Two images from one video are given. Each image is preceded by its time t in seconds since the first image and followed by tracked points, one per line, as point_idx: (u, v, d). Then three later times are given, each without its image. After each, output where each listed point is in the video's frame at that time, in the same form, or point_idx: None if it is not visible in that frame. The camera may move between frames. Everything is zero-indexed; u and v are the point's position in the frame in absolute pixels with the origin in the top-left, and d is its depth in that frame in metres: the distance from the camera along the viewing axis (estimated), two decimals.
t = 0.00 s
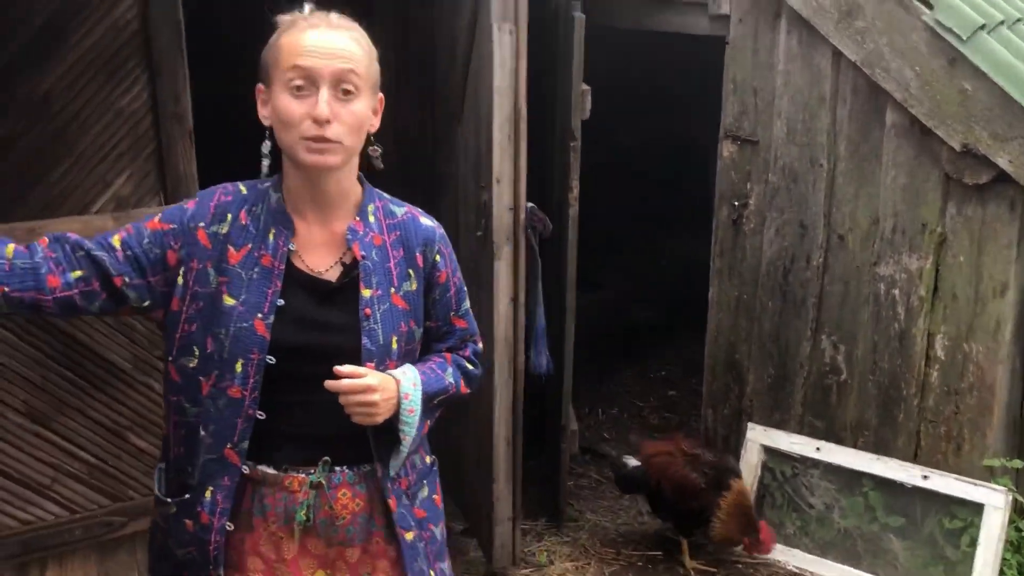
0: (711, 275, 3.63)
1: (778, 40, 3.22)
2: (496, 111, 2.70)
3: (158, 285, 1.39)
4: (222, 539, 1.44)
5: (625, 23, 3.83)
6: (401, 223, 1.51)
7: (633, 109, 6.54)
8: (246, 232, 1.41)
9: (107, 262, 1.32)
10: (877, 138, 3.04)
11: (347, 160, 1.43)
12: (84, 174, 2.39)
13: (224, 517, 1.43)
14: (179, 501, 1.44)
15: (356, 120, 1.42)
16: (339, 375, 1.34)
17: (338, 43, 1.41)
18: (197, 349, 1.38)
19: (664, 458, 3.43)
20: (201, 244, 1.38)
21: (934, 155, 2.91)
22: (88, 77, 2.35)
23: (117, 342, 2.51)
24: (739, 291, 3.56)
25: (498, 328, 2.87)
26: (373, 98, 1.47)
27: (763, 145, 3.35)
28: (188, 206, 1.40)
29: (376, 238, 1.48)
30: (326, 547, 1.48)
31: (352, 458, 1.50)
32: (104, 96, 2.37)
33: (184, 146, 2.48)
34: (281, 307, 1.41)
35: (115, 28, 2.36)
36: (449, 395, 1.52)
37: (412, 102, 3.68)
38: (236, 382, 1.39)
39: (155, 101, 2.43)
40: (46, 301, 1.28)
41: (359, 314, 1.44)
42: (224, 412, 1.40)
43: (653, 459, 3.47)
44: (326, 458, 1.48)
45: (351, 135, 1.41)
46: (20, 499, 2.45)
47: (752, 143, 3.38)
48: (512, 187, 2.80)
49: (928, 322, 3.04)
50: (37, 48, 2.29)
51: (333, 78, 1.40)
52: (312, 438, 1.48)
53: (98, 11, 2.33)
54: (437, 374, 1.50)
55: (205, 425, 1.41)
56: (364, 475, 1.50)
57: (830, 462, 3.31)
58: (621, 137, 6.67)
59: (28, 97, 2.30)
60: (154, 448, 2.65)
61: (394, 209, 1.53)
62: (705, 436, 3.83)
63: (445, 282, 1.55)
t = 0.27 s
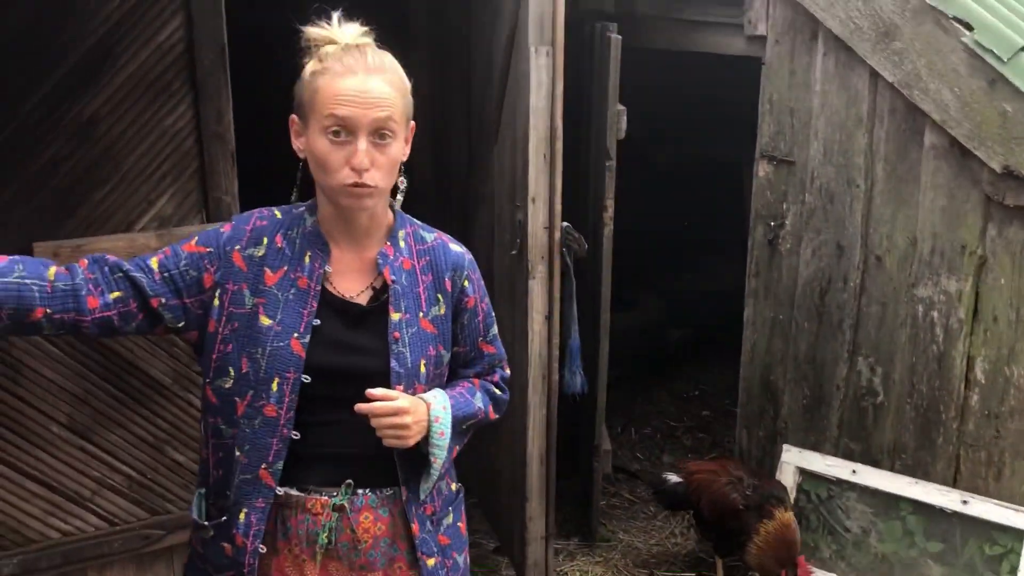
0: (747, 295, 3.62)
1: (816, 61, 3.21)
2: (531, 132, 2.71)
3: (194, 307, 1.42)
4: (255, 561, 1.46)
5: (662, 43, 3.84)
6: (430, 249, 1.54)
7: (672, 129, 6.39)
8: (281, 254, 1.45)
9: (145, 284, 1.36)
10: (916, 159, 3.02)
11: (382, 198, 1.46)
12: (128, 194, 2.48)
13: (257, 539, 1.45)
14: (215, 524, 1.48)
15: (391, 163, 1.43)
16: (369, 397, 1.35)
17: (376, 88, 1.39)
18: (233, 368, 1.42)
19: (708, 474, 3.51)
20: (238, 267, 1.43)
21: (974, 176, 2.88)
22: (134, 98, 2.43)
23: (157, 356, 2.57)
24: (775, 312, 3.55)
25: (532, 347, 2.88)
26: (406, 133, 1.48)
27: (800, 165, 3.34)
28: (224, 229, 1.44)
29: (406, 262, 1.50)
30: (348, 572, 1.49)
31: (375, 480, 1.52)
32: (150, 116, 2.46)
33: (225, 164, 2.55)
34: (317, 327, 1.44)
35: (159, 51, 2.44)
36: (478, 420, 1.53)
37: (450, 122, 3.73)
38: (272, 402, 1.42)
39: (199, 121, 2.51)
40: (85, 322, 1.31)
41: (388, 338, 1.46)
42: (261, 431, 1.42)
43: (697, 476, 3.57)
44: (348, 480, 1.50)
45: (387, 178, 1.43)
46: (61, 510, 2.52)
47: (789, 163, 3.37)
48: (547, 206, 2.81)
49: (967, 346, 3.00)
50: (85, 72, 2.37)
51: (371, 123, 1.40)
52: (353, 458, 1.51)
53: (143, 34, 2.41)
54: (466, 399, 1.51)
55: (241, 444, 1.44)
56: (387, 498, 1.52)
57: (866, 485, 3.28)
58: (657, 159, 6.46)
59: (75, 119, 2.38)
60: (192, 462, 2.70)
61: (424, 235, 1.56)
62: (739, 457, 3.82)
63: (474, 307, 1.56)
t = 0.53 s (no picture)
0: (766, 310, 3.61)
1: (837, 76, 3.20)
2: (552, 146, 2.73)
3: (218, 315, 1.45)
4: (286, 565, 1.46)
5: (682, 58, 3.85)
6: (453, 265, 1.55)
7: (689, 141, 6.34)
8: (306, 266, 1.47)
9: (172, 292, 1.39)
10: (938, 175, 3.01)
11: (384, 203, 1.44)
12: (152, 205, 2.52)
13: (288, 545, 1.45)
14: (244, 528, 1.49)
15: (391, 166, 1.41)
16: (386, 412, 1.34)
17: (378, 92, 1.39)
18: (258, 378, 1.44)
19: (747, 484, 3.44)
20: (264, 277, 1.45)
21: (996, 193, 2.87)
22: (160, 111, 2.48)
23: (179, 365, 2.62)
24: (795, 327, 3.53)
25: (551, 360, 2.89)
26: (417, 141, 1.45)
27: (820, 181, 3.34)
28: (251, 240, 1.48)
29: (429, 278, 1.51)
30: None
31: (393, 497, 1.51)
32: (175, 129, 2.50)
33: (248, 175, 2.58)
34: (340, 338, 1.45)
35: (185, 65, 2.48)
36: (498, 438, 1.54)
37: (470, 135, 3.76)
38: (297, 412, 1.43)
39: (223, 134, 2.55)
40: (112, 328, 1.34)
41: (407, 353, 1.46)
42: (285, 440, 1.43)
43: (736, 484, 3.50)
44: (365, 497, 1.50)
45: (386, 181, 1.41)
46: (81, 517, 2.54)
47: (809, 178, 3.37)
48: (567, 220, 2.82)
49: (989, 363, 2.99)
50: (112, 86, 2.42)
51: (368, 126, 1.39)
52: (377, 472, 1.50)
53: (169, 49, 2.45)
54: (487, 417, 1.52)
55: (266, 453, 1.46)
56: (404, 515, 1.51)
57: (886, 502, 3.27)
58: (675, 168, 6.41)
59: (102, 131, 2.44)
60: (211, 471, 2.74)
61: (448, 251, 1.57)
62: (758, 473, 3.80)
63: (496, 324, 1.57)
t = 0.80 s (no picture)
0: (766, 319, 3.62)
1: (836, 87, 3.22)
2: (554, 156, 2.74)
3: (233, 327, 1.51)
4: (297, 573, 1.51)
5: (681, 69, 3.88)
6: (448, 274, 1.57)
7: (689, 152, 6.35)
8: (307, 273, 1.52)
9: (189, 305, 1.45)
10: (937, 185, 3.03)
11: (349, 200, 1.47)
12: (157, 214, 2.54)
13: (300, 552, 1.51)
14: (256, 537, 1.55)
15: (349, 160, 1.45)
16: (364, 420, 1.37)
17: (344, 92, 1.47)
18: (274, 388, 1.50)
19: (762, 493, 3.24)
20: (272, 287, 1.51)
21: (995, 204, 2.89)
22: (164, 121, 2.50)
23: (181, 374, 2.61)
24: (794, 336, 3.54)
25: (552, 369, 2.90)
26: (387, 142, 1.47)
27: (820, 191, 3.35)
28: (260, 252, 1.54)
29: (421, 287, 1.53)
30: None
31: (381, 510, 1.56)
32: (179, 139, 2.52)
33: (251, 186, 2.59)
34: (342, 342, 1.50)
35: (188, 75, 2.49)
36: (495, 452, 1.54)
37: (472, 145, 3.78)
38: (302, 417, 1.47)
39: (226, 144, 2.55)
40: (142, 345, 1.41)
41: (395, 362, 1.49)
42: (292, 447, 1.48)
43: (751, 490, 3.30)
44: (353, 510, 1.55)
45: (344, 176, 1.45)
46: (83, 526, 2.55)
47: (809, 189, 3.38)
48: (568, 230, 2.84)
49: (988, 372, 3.01)
50: (118, 97, 2.47)
51: (331, 123, 1.46)
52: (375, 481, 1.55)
53: (173, 61, 2.47)
54: (483, 430, 1.53)
55: (279, 461, 1.51)
56: (391, 529, 1.56)
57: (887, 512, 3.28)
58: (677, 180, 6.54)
59: (109, 140, 2.49)
60: (212, 481, 2.74)
61: (445, 259, 1.59)
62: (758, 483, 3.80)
63: (493, 334, 1.57)
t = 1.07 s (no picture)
0: (750, 328, 3.65)
1: (814, 98, 3.26)
2: (536, 170, 2.76)
3: (210, 340, 1.54)
4: None
5: (663, 80, 3.91)
6: (424, 289, 1.62)
7: (674, 160, 6.38)
8: (285, 288, 1.55)
9: (167, 318, 1.46)
10: (915, 194, 3.06)
11: (322, 216, 1.52)
12: (141, 231, 2.57)
13: (281, 564, 1.53)
14: (238, 550, 1.57)
15: (320, 176, 1.50)
16: (337, 438, 1.43)
17: (316, 110, 1.52)
18: (250, 402, 1.53)
19: (749, 505, 3.13)
20: (249, 300, 1.54)
21: (972, 212, 2.93)
22: (148, 140, 2.53)
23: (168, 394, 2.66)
24: (778, 344, 3.57)
25: (538, 380, 2.91)
26: (358, 159, 1.53)
27: (800, 201, 3.39)
28: (238, 265, 1.56)
29: (398, 302, 1.58)
30: None
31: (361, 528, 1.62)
32: (163, 157, 2.54)
33: (235, 203, 2.60)
34: (315, 355, 1.53)
35: (172, 93, 2.50)
36: (472, 466, 1.60)
37: (456, 157, 3.80)
38: (279, 432, 1.50)
39: (209, 162, 2.58)
40: (116, 357, 1.41)
41: (373, 378, 1.54)
42: (270, 461, 1.51)
43: (736, 502, 3.17)
44: (333, 528, 1.61)
45: (316, 190, 1.50)
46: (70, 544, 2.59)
47: (790, 198, 3.42)
48: (552, 241, 2.86)
49: (969, 378, 3.04)
50: (101, 116, 2.50)
51: (303, 139, 1.52)
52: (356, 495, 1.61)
53: (156, 80, 2.49)
54: (459, 445, 1.58)
55: (257, 475, 1.53)
56: (372, 545, 1.61)
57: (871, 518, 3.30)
58: (662, 191, 6.50)
59: (92, 158, 2.52)
60: (199, 498, 2.79)
61: (421, 275, 1.64)
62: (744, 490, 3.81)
63: (470, 348, 1.63)
